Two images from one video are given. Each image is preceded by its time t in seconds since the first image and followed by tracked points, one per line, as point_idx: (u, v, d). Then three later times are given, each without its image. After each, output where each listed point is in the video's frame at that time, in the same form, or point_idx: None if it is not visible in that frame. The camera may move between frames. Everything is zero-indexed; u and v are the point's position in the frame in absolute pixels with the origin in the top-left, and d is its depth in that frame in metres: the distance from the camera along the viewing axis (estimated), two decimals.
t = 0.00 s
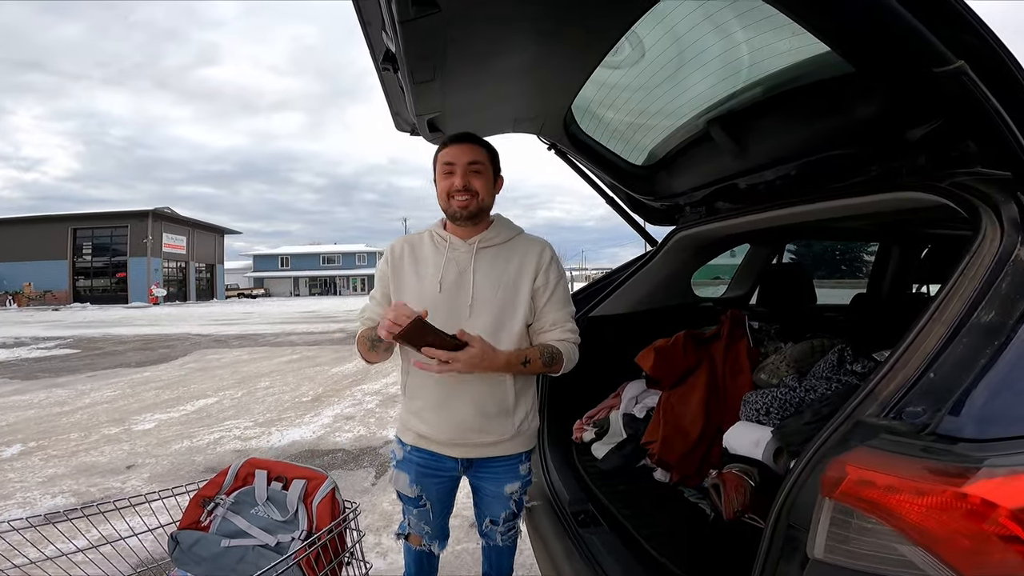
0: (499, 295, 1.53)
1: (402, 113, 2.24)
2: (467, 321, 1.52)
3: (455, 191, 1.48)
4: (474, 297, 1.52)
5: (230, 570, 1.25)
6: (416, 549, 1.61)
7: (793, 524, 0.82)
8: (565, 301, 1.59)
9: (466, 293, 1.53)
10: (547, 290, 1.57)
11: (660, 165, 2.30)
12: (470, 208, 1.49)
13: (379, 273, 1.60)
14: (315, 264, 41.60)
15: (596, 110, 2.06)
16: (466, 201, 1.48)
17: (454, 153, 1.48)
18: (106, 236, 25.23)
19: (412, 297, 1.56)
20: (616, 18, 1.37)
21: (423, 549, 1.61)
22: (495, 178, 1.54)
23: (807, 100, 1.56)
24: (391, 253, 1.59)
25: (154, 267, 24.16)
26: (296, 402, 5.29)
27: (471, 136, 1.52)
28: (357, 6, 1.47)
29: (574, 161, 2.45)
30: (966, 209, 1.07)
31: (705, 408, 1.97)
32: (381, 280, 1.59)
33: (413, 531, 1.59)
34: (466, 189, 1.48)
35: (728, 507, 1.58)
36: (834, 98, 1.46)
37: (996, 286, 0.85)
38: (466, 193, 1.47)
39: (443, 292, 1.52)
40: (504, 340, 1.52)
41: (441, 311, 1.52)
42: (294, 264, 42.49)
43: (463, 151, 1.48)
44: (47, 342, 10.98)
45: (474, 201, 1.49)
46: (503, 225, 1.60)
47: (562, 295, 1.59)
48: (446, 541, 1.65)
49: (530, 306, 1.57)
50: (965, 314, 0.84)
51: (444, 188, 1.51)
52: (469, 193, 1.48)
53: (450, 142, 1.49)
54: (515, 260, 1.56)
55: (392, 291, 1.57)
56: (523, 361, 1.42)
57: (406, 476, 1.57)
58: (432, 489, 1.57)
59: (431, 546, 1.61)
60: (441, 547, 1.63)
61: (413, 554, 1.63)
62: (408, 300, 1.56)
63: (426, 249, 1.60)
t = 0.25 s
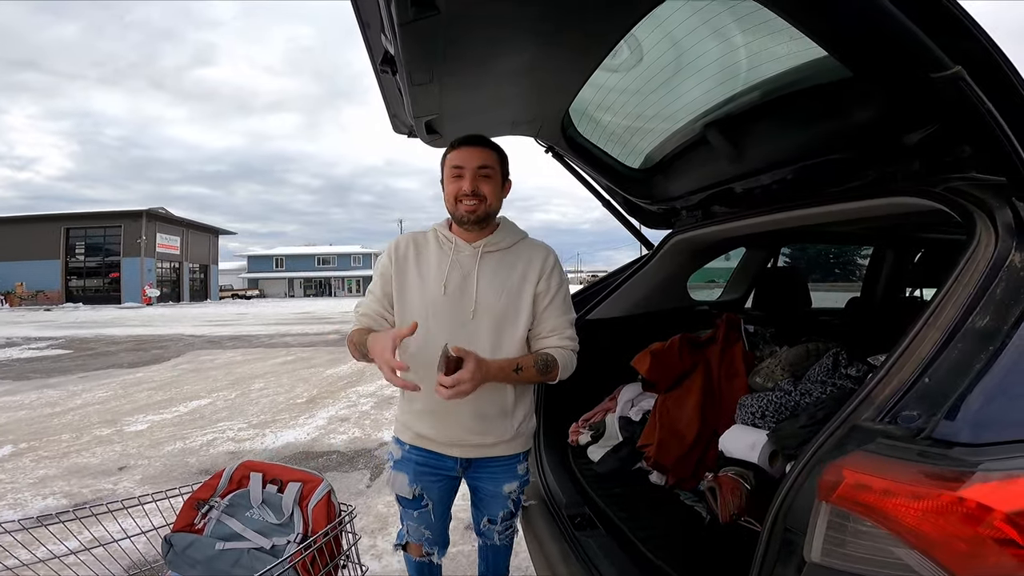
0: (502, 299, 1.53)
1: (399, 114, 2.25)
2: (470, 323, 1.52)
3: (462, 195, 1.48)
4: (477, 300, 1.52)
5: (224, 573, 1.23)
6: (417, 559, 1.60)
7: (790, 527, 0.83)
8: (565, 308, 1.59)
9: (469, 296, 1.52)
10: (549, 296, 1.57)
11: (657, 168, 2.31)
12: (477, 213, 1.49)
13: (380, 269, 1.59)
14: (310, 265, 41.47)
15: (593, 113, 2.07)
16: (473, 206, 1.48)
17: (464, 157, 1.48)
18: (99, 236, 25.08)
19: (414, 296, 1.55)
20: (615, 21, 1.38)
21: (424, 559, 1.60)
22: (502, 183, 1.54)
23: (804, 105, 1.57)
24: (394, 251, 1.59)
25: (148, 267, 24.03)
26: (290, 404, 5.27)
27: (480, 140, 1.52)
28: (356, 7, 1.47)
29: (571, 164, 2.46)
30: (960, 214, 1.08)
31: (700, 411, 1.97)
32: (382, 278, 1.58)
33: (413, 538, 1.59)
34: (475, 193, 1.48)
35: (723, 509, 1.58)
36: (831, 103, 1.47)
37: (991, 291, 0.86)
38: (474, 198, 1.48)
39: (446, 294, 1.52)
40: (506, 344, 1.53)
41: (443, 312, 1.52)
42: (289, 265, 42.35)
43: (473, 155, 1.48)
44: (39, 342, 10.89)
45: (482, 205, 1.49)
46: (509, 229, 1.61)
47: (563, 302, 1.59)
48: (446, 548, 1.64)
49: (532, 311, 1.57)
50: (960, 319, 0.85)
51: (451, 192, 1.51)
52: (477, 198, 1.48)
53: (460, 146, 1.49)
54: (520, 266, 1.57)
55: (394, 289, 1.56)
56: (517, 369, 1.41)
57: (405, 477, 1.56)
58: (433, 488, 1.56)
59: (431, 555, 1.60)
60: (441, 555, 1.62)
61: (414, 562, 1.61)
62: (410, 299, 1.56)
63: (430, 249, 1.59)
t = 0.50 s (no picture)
0: (494, 298, 1.52)
1: (400, 114, 2.25)
2: (460, 323, 1.52)
3: (428, 212, 1.47)
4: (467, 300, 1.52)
5: (224, 573, 1.23)
6: (430, 558, 1.60)
7: (791, 525, 0.83)
8: (557, 304, 1.60)
9: (459, 296, 1.52)
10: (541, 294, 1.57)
11: (657, 169, 2.32)
12: (445, 226, 1.48)
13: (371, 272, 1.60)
14: (307, 265, 41.41)
15: (593, 114, 2.08)
16: (439, 222, 1.47)
17: (421, 172, 1.44)
18: (96, 234, 25.01)
19: (404, 297, 1.56)
20: (616, 22, 1.39)
21: (438, 557, 1.61)
22: (470, 189, 1.49)
23: (805, 106, 1.57)
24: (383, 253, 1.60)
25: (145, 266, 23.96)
26: (288, 403, 5.26)
27: (440, 148, 1.45)
28: (359, 7, 1.48)
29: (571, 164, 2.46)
30: (958, 215, 1.09)
31: (699, 412, 1.98)
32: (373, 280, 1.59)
33: (425, 538, 1.59)
34: (438, 209, 1.46)
35: (723, 508, 1.58)
36: (830, 104, 1.48)
37: (990, 292, 0.86)
38: (438, 215, 1.46)
39: (436, 294, 1.51)
40: (499, 342, 1.53)
41: (434, 313, 1.52)
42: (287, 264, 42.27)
43: (430, 169, 1.43)
44: (36, 341, 10.86)
45: (448, 219, 1.47)
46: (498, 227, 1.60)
47: (555, 300, 1.59)
48: (458, 546, 1.63)
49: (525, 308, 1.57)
50: (959, 319, 0.85)
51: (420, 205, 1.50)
52: (441, 214, 1.46)
53: (419, 157, 1.45)
54: (511, 263, 1.56)
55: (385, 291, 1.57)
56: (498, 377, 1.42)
57: (409, 483, 1.55)
58: (437, 491, 1.56)
59: (444, 552, 1.60)
60: (455, 552, 1.62)
61: (428, 563, 1.61)
62: (401, 301, 1.56)
63: (419, 249, 1.59)
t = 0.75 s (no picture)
0: (482, 303, 1.50)
1: (400, 112, 2.24)
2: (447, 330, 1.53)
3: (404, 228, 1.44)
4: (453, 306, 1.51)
5: (221, 572, 1.22)
6: (430, 552, 1.60)
7: (792, 526, 0.83)
8: (551, 304, 1.55)
9: (444, 302, 1.51)
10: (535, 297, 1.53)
11: (656, 168, 2.32)
12: (425, 239, 1.45)
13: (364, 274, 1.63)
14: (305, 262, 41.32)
15: (594, 112, 2.07)
16: (417, 235, 1.45)
17: (386, 192, 1.39)
18: (93, 232, 24.91)
19: (395, 301, 1.58)
20: (618, 21, 1.38)
21: (437, 551, 1.61)
22: (441, 194, 1.42)
23: (806, 108, 1.56)
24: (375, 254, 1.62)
25: (141, 263, 23.87)
26: (285, 401, 5.25)
27: (401, 158, 1.37)
28: (359, 4, 1.47)
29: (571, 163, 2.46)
30: (959, 216, 1.08)
31: (698, 411, 1.97)
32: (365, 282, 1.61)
33: (425, 534, 1.58)
34: (411, 225, 1.42)
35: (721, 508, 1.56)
36: (832, 103, 1.47)
37: (991, 293, 0.86)
38: (415, 230, 1.43)
39: (422, 301, 1.52)
40: (489, 346, 1.53)
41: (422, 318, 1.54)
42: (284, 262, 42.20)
43: (392, 188, 1.37)
44: (31, 338, 10.82)
45: (425, 232, 1.44)
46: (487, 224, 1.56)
47: (548, 301, 1.55)
48: (458, 541, 1.64)
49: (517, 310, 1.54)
50: (960, 319, 0.85)
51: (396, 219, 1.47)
52: (416, 228, 1.42)
53: (380, 176, 1.39)
54: (499, 266, 1.52)
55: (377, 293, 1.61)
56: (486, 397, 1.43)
57: (411, 482, 1.56)
58: (439, 490, 1.57)
59: (444, 548, 1.60)
60: (453, 547, 1.63)
61: (426, 558, 1.61)
62: (394, 304, 1.59)
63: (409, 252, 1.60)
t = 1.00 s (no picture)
0: (460, 306, 1.46)
1: (398, 109, 2.23)
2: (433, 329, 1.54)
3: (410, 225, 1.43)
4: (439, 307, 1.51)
5: (217, 572, 1.19)
6: (429, 550, 1.62)
7: (796, 525, 0.81)
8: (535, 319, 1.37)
9: (433, 302, 1.53)
10: (506, 306, 1.35)
11: (656, 165, 2.31)
12: (430, 237, 1.44)
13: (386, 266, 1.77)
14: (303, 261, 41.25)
15: (593, 109, 2.06)
16: (422, 233, 1.44)
17: (390, 189, 1.36)
18: (90, 230, 24.83)
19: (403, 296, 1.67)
20: (618, 17, 1.37)
21: (436, 550, 1.61)
22: (447, 193, 1.38)
23: (806, 105, 1.54)
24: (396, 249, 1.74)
25: (138, 262, 23.80)
26: (283, 400, 5.23)
27: (408, 155, 1.33)
28: None
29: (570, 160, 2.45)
30: (962, 214, 1.06)
31: (697, 409, 1.96)
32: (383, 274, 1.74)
33: (422, 527, 1.61)
34: (417, 223, 1.40)
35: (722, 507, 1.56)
36: (833, 97, 1.44)
37: (994, 289, 0.86)
38: (420, 228, 1.42)
39: (416, 295, 1.57)
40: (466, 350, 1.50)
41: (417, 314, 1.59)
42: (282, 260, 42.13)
43: (397, 186, 1.35)
44: (28, 336, 10.78)
45: (430, 231, 1.42)
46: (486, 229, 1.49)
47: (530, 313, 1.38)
48: (457, 541, 1.63)
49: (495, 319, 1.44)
50: (964, 316, 0.85)
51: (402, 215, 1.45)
52: (421, 226, 1.41)
53: (384, 172, 1.36)
54: (482, 270, 1.45)
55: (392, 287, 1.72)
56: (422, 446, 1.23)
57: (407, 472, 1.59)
58: (433, 484, 1.57)
59: (441, 546, 1.61)
60: (452, 547, 1.62)
61: (427, 555, 1.63)
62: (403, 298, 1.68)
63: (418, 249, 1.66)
